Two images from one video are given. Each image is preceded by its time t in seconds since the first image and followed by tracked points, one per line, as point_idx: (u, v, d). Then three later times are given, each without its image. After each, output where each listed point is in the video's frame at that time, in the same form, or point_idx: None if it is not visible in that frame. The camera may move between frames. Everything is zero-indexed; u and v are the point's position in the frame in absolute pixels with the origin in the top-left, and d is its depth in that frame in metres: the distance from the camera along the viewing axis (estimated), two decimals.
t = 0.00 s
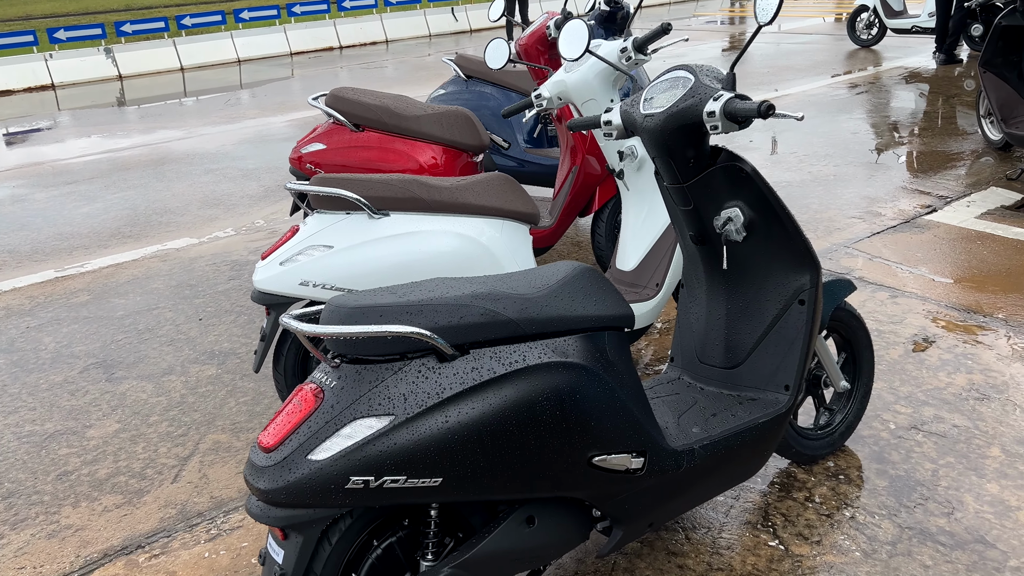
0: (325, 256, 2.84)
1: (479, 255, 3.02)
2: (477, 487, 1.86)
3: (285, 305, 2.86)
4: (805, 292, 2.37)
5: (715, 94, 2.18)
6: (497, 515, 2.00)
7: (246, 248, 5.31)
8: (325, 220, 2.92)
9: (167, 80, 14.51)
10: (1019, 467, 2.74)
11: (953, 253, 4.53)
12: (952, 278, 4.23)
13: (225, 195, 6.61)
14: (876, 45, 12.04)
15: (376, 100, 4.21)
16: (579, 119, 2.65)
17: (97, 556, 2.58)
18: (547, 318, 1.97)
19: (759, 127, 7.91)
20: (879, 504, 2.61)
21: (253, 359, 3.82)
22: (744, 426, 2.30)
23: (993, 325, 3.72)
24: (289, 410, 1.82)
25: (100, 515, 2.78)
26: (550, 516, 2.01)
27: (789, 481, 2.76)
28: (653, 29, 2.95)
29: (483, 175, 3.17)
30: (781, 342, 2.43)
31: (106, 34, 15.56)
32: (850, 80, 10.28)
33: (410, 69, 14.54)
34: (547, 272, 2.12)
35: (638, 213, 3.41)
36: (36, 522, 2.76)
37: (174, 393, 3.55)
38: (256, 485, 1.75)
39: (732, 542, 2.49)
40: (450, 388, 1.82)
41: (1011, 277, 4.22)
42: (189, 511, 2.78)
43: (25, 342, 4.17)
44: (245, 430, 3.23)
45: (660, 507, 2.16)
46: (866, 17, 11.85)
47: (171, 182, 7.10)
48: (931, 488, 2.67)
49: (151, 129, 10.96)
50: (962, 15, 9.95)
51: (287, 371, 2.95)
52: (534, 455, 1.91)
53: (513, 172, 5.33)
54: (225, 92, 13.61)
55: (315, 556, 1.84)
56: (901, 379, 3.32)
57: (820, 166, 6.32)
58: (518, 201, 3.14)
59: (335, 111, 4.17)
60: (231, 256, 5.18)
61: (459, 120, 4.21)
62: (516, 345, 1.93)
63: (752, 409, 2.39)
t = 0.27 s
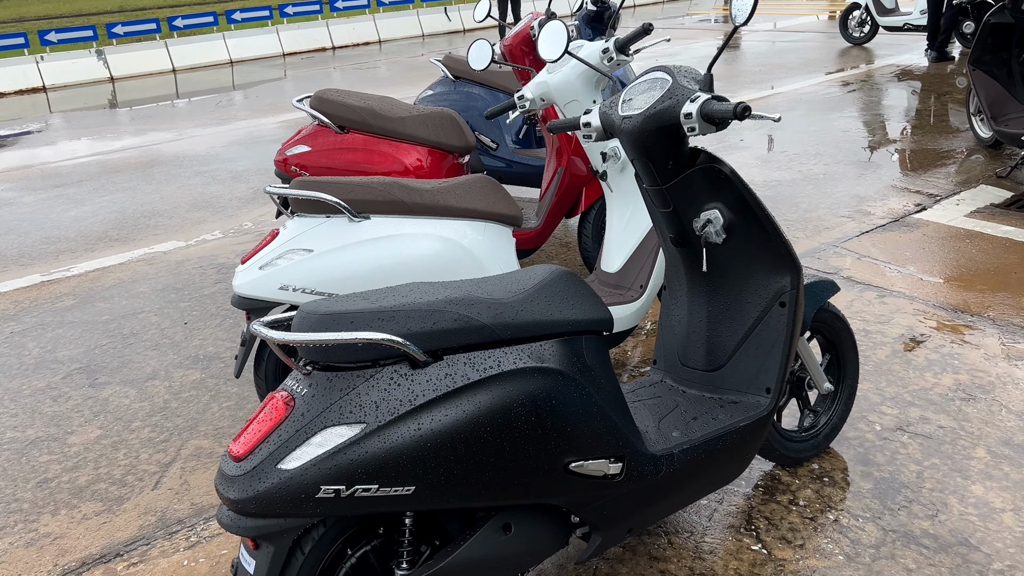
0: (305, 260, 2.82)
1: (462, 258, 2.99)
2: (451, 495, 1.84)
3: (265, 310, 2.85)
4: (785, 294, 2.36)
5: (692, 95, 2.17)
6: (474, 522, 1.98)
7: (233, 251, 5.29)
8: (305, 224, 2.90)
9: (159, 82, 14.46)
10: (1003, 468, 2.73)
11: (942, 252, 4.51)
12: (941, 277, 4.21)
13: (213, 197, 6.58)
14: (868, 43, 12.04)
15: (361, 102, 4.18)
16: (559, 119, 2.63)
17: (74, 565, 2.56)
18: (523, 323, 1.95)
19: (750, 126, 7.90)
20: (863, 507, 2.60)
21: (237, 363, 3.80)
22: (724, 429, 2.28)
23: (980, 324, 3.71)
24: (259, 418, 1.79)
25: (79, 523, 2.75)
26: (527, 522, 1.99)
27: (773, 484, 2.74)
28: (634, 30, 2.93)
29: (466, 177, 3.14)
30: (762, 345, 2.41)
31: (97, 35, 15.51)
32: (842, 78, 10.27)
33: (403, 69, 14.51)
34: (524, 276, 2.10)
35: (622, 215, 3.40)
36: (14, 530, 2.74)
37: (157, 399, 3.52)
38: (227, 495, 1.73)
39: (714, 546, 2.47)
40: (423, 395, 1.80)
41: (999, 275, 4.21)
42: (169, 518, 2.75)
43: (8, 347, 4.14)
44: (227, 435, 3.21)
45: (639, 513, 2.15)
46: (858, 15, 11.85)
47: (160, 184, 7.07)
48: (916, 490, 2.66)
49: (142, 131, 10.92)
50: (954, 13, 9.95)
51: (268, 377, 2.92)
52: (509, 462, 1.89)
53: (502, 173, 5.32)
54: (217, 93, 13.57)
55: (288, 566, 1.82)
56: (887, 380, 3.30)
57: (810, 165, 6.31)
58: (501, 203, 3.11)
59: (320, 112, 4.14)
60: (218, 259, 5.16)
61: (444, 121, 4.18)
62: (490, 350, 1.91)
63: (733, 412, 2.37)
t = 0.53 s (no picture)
0: (287, 264, 2.82)
1: (446, 260, 2.98)
2: (425, 500, 1.82)
3: (249, 314, 2.84)
4: (767, 295, 2.34)
5: (670, 95, 2.15)
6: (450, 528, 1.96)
7: (227, 255, 5.29)
8: (288, 228, 2.89)
9: (159, 86, 14.49)
10: (992, 469, 2.70)
11: (936, 251, 4.48)
12: (934, 276, 4.18)
13: (208, 201, 6.57)
14: (868, 41, 12.00)
15: (350, 105, 4.18)
16: (540, 122, 2.61)
17: (57, 572, 2.55)
18: (498, 327, 1.94)
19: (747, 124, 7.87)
20: (850, 508, 2.57)
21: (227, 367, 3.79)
22: (706, 432, 2.27)
23: (972, 323, 3.68)
24: (231, 425, 1.78)
25: (64, 529, 2.75)
26: (505, 527, 1.97)
27: (760, 486, 2.72)
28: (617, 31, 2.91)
29: (452, 179, 3.12)
30: (745, 346, 2.39)
31: (97, 41, 15.55)
32: (841, 76, 10.22)
33: (402, 71, 14.51)
34: (501, 279, 2.09)
35: (609, 215, 3.40)
36: None
37: (146, 404, 3.52)
38: (198, 502, 1.72)
39: (699, 549, 2.45)
40: (395, 400, 1.79)
41: (993, 274, 4.18)
42: (154, 524, 2.75)
43: None
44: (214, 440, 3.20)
45: (619, 517, 2.13)
46: (857, 12, 11.81)
47: (157, 188, 7.08)
48: (904, 491, 2.63)
49: (141, 135, 10.93)
50: (953, 9, 9.91)
51: (253, 381, 2.91)
52: (483, 467, 1.87)
53: (495, 174, 5.32)
54: (217, 97, 13.58)
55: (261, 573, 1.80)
56: (877, 380, 3.28)
57: (806, 163, 6.28)
58: (486, 205, 3.10)
59: (309, 116, 4.14)
60: (212, 263, 5.15)
61: (433, 123, 4.17)
62: (465, 354, 1.89)
63: (716, 415, 2.35)
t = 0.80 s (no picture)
0: (279, 266, 2.85)
1: (436, 262, 2.99)
2: (402, 499, 1.84)
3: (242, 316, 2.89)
4: (752, 294, 2.34)
5: (650, 95, 2.15)
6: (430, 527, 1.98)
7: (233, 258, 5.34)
8: (281, 231, 2.93)
9: (174, 92, 14.64)
10: (986, 469, 2.68)
11: (939, 250, 4.45)
12: (936, 275, 4.15)
13: (217, 205, 6.64)
14: (880, 39, 11.91)
15: (349, 108, 4.20)
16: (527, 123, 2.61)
17: (53, 571, 2.59)
18: (476, 327, 1.95)
19: (755, 124, 7.83)
20: (840, 509, 2.56)
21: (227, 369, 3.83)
22: (690, 432, 2.27)
23: (972, 323, 3.65)
24: (210, 424, 1.81)
25: (62, 529, 2.79)
26: (484, 527, 1.98)
27: (750, 487, 2.71)
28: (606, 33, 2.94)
29: (444, 181, 3.14)
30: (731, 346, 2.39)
31: (114, 48, 15.74)
32: (853, 75, 10.16)
33: (414, 75, 14.57)
34: (482, 280, 2.10)
35: (603, 215, 3.41)
36: None
37: (147, 406, 3.56)
38: (176, 500, 1.75)
39: (686, 549, 2.45)
40: (371, 400, 1.80)
41: (995, 273, 4.14)
42: (149, 524, 2.78)
43: (7, 356, 4.21)
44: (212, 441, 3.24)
45: (601, 517, 2.13)
46: (869, 11, 11.73)
47: (167, 193, 7.15)
48: (896, 491, 2.61)
49: (155, 141, 11.05)
50: (965, 7, 9.82)
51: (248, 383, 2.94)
52: (460, 466, 1.88)
53: (499, 176, 5.34)
54: (230, 102, 13.70)
55: (241, 572, 1.82)
56: (874, 380, 3.26)
57: (812, 163, 6.25)
58: (478, 206, 3.11)
59: (308, 120, 4.17)
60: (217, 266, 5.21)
61: (431, 126, 4.20)
62: (442, 354, 1.91)
63: (701, 414, 2.35)
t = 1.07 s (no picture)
0: (278, 270, 2.93)
1: (433, 266, 3.03)
2: (380, 496, 1.89)
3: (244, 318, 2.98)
4: (735, 298, 2.37)
5: (630, 102, 2.20)
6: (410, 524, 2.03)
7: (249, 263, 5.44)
8: (281, 235, 3.00)
9: (202, 100, 14.91)
10: (978, 473, 2.66)
11: (948, 253, 4.42)
12: (943, 279, 4.12)
13: (237, 211, 6.77)
14: (905, 41, 11.80)
15: (357, 116, 4.29)
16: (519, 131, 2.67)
17: (59, 564, 2.69)
18: (455, 328, 2.00)
19: (772, 127, 7.81)
20: (829, 512, 2.57)
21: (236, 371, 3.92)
22: (672, 434, 2.30)
23: (976, 327, 3.62)
24: (195, 421, 1.88)
25: (70, 524, 2.89)
26: (463, 524, 2.03)
27: (740, 489, 2.73)
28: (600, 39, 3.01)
29: (442, 187, 3.19)
30: (715, 349, 2.41)
31: (144, 58, 16.06)
32: (875, 77, 10.07)
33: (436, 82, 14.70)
34: (465, 282, 2.16)
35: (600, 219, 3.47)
36: (9, 531, 2.89)
37: (158, 406, 3.66)
38: (161, 495, 1.81)
39: (672, 550, 2.48)
40: (350, 399, 1.86)
41: (1004, 277, 4.10)
42: (153, 520, 2.87)
43: (28, 357, 4.35)
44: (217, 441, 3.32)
45: (581, 515, 2.17)
46: (893, 13, 11.63)
47: (190, 199, 7.31)
48: (885, 495, 2.61)
49: (182, 148, 11.27)
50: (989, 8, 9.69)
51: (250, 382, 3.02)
52: (437, 464, 1.93)
53: (509, 181, 5.40)
54: (256, 110, 13.92)
55: (225, 564, 1.89)
56: (871, 384, 3.25)
57: (826, 167, 6.22)
58: (475, 211, 3.16)
59: (317, 127, 4.26)
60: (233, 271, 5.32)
61: (437, 133, 4.26)
62: (421, 355, 1.96)
63: (684, 416, 2.38)
